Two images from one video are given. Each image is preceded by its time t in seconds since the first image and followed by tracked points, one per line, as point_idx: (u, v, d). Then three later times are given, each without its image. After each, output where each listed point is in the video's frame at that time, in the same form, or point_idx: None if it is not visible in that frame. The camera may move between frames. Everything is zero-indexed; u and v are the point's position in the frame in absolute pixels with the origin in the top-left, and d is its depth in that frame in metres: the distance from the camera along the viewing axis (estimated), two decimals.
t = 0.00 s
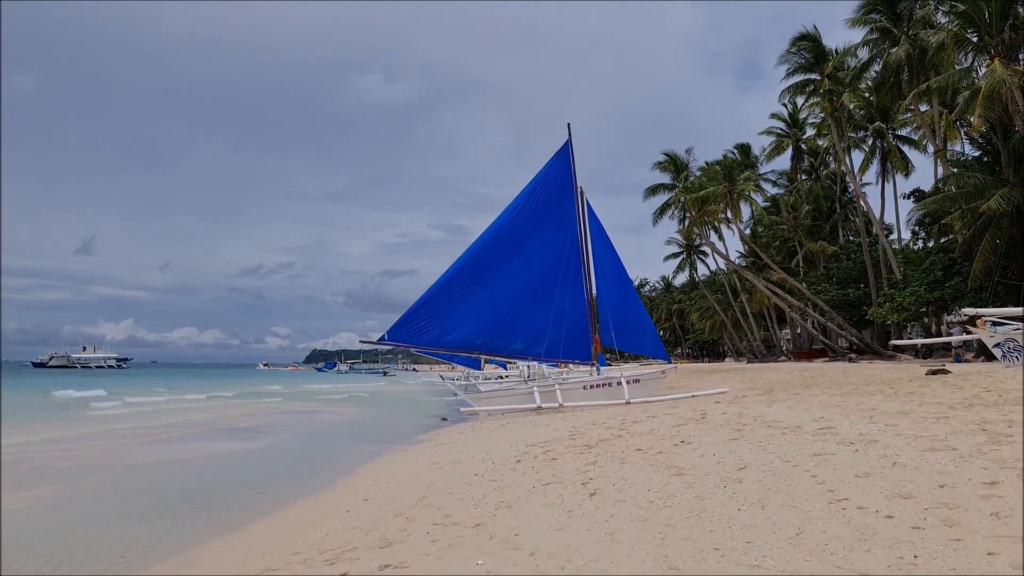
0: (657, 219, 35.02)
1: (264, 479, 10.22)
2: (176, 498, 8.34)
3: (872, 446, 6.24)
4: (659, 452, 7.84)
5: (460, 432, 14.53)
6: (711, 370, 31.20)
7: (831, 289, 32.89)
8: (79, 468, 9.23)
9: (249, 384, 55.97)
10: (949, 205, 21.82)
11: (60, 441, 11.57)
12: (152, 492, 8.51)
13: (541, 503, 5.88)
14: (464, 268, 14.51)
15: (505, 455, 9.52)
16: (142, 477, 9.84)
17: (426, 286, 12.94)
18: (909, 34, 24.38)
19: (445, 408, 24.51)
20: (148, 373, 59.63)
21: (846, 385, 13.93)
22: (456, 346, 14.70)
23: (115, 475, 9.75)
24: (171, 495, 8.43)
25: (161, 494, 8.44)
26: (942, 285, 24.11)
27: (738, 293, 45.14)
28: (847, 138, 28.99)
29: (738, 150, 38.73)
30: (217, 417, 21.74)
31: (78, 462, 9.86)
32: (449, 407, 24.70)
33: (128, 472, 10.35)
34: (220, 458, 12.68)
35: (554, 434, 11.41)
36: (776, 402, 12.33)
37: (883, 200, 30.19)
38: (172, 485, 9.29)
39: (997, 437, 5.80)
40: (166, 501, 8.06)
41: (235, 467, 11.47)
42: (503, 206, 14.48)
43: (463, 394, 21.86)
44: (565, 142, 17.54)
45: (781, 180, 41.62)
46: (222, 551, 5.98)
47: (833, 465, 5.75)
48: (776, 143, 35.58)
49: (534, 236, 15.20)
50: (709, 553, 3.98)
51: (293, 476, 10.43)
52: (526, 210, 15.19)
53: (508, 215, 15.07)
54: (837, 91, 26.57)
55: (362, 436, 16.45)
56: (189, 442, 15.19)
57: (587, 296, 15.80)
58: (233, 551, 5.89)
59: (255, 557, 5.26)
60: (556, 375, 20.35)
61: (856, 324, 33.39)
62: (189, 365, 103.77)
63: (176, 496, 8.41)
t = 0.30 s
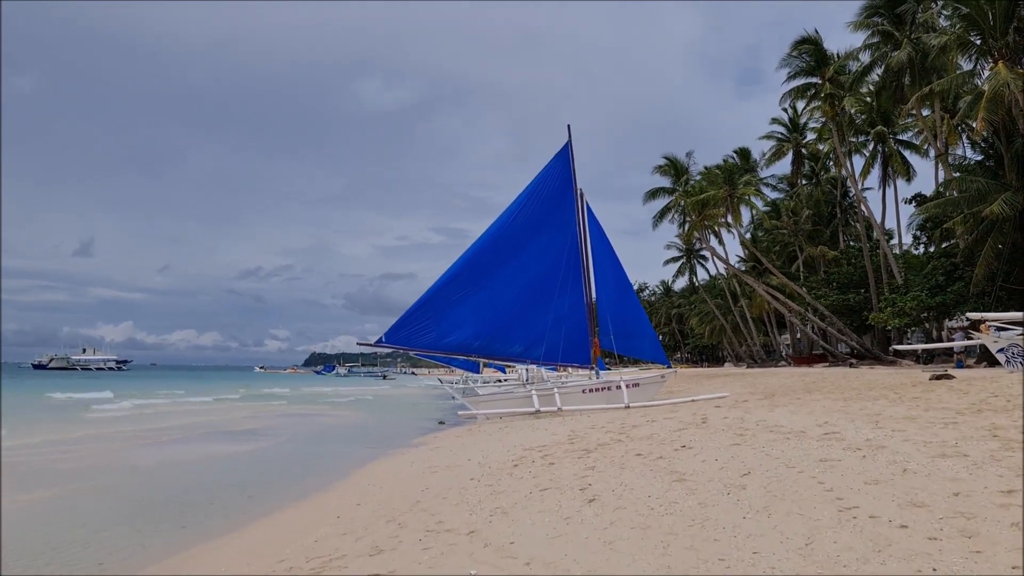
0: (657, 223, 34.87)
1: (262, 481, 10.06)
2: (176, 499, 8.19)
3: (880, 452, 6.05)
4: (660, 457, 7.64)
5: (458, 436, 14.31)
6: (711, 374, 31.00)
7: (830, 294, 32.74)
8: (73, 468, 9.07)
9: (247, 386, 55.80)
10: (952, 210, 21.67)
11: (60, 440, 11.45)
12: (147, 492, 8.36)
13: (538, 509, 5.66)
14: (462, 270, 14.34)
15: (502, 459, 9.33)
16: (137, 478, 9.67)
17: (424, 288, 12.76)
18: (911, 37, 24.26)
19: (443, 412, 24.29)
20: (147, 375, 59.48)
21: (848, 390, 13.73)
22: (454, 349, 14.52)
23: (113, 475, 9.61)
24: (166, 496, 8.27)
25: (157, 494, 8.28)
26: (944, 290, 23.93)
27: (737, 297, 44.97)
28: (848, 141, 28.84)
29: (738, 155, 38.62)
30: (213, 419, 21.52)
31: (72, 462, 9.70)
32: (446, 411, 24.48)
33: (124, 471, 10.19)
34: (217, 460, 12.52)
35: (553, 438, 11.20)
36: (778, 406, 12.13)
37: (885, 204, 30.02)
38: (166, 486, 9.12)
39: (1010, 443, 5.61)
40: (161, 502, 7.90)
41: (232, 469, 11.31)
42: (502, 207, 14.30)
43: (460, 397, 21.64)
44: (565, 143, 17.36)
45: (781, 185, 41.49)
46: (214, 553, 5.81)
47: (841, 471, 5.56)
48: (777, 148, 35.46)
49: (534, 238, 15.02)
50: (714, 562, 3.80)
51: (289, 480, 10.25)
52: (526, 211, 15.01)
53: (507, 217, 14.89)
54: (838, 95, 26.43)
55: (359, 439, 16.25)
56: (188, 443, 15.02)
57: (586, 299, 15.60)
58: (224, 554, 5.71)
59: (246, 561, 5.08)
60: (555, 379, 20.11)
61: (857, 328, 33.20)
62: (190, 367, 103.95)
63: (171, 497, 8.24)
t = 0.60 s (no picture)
0: (658, 224, 34.69)
1: (258, 484, 9.87)
2: (171, 504, 8.01)
3: (893, 460, 5.84)
4: (664, 462, 7.43)
5: (457, 438, 14.12)
6: (712, 377, 30.82)
7: (832, 296, 32.54)
8: (68, 470, 8.91)
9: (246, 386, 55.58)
10: (956, 212, 21.50)
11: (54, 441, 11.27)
12: (142, 497, 8.17)
13: (539, 517, 5.48)
14: (462, 271, 14.15)
15: (502, 463, 9.14)
16: (133, 480, 9.50)
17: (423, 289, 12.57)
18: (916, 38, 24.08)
19: (442, 414, 24.09)
20: (147, 374, 59.35)
21: (853, 393, 13.54)
22: (454, 350, 14.32)
23: (106, 477, 9.43)
24: (160, 501, 8.08)
25: (151, 500, 8.08)
26: (948, 293, 23.74)
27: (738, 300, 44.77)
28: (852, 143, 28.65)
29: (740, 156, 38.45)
30: (212, 420, 21.32)
31: (67, 464, 9.53)
32: (446, 412, 24.28)
33: (118, 473, 10.00)
34: (214, 461, 12.33)
35: (554, 442, 11.00)
36: (783, 410, 11.94)
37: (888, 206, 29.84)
38: (162, 488, 8.95)
39: None
40: (155, 508, 7.70)
41: (229, 471, 11.13)
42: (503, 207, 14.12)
43: (460, 399, 21.45)
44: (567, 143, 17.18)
45: (782, 187, 41.32)
46: (203, 565, 5.60)
47: (854, 479, 5.37)
48: (779, 150, 35.29)
49: (535, 239, 14.84)
50: None
51: (285, 483, 10.05)
52: (527, 212, 14.83)
53: (509, 217, 14.71)
54: (842, 96, 26.25)
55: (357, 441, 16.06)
56: (186, 445, 14.82)
57: (587, 300, 15.41)
58: (213, 566, 5.50)
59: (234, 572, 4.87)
60: (555, 381, 19.91)
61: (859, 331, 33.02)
62: (190, 367, 103.77)
63: (165, 502, 8.04)
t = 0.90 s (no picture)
0: (661, 223, 34.48)
1: (260, 487, 9.71)
2: (174, 507, 7.87)
3: (912, 461, 5.64)
4: (673, 464, 7.23)
5: (460, 440, 13.94)
6: (715, 377, 30.61)
7: (836, 295, 32.31)
8: (69, 473, 8.76)
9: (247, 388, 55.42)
10: (962, 210, 21.28)
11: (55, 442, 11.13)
12: (144, 500, 8.02)
13: (546, 522, 5.29)
14: (464, 271, 13.96)
15: (507, 465, 8.95)
16: (134, 482, 9.35)
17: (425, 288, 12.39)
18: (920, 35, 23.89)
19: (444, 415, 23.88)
20: (148, 376, 59.27)
21: (861, 393, 13.31)
22: (455, 350, 14.13)
23: (106, 479, 9.27)
24: (162, 504, 7.91)
25: (151, 503, 7.90)
26: (953, 291, 23.51)
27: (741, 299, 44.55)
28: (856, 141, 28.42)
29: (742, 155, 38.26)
30: (213, 423, 21.17)
31: (66, 467, 9.37)
32: (448, 413, 24.08)
33: (117, 475, 9.85)
34: (214, 463, 12.17)
35: (559, 443, 10.80)
36: (790, 410, 11.73)
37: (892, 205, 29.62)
38: (163, 491, 8.79)
39: None
40: (154, 511, 7.51)
41: (230, 474, 10.96)
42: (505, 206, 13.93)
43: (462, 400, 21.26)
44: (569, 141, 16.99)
45: (785, 186, 41.12)
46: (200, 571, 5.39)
47: (873, 482, 5.18)
48: (781, 149, 35.08)
49: (537, 238, 14.66)
50: None
51: (286, 485, 9.88)
52: (530, 211, 14.63)
53: (511, 216, 14.52)
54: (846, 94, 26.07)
55: (359, 443, 15.87)
56: (188, 447, 14.68)
57: (590, 300, 15.22)
58: (209, 572, 5.30)
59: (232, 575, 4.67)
60: (558, 381, 19.71)
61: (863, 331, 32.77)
62: (191, 369, 103.74)
63: (165, 505, 7.86)
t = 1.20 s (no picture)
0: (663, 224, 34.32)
1: (260, 491, 9.54)
2: (173, 512, 7.71)
3: (930, 465, 5.48)
4: (681, 468, 7.05)
5: (462, 443, 13.77)
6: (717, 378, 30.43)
7: (838, 295, 32.11)
8: (67, 478, 8.60)
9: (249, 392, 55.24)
10: (967, 209, 21.09)
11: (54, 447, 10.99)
12: (143, 505, 7.86)
13: (552, 529, 5.11)
14: (465, 271, 13.80)
15: (511, 469, 8.77)
16: (132, 487, 9.18)
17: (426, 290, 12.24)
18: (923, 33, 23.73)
19: (446, 418, 23.69)
20: (150, 380, 59.14)
21: (868, 394, 13.12)
22: (457, 352, 13.96)
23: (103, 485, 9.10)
24: (162, 509, 7.74)
25: (152, 508, 7.74)
26: (958, 291, 23.32)
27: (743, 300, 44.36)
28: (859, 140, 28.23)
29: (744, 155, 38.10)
30: (214, 426, 21.00)
31: (62, 472, 9.19)
32: (449, 416, 23.88)
33: (115, 480, 9.70)
34: (214, 468, 12.01)
35: (563, 446, 10.63)
36: (797, 412, 11.56)
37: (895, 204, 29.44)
38: (163, 496, 8.63)
39: None
40: (153, 517, 7.34)
41: (229, 478, 10.77)
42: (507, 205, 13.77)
43: (464, 402, 21.07)
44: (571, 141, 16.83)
45: (787, 186, 40.94)
46: None
47: (890, 487, 5.01)
48: (782, 148, 34.91)
49: (539, 238, 14.49)
50: None
51: (287, 490, 9.71)
52: (531, 211, 14.47)
53: (512, 216, 14.35)
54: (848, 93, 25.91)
55: (361, 446, 15.71)
56: (189, 452, 14.51)
57: (593, 301, 15.05)
58: None
59: None
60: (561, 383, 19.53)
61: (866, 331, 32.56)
62: (193, 372, 103.64)
63: (166, 510, 7.70)
